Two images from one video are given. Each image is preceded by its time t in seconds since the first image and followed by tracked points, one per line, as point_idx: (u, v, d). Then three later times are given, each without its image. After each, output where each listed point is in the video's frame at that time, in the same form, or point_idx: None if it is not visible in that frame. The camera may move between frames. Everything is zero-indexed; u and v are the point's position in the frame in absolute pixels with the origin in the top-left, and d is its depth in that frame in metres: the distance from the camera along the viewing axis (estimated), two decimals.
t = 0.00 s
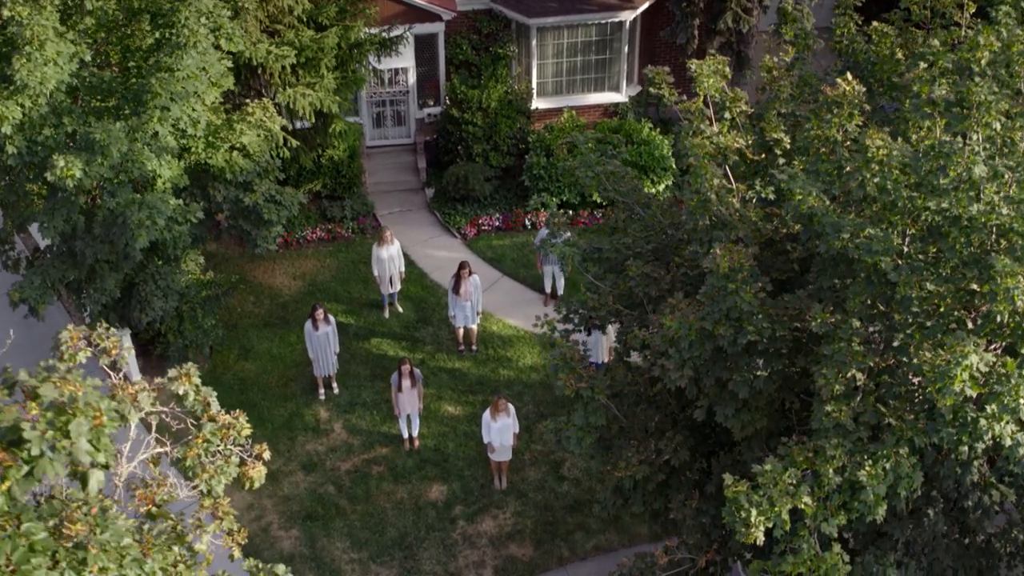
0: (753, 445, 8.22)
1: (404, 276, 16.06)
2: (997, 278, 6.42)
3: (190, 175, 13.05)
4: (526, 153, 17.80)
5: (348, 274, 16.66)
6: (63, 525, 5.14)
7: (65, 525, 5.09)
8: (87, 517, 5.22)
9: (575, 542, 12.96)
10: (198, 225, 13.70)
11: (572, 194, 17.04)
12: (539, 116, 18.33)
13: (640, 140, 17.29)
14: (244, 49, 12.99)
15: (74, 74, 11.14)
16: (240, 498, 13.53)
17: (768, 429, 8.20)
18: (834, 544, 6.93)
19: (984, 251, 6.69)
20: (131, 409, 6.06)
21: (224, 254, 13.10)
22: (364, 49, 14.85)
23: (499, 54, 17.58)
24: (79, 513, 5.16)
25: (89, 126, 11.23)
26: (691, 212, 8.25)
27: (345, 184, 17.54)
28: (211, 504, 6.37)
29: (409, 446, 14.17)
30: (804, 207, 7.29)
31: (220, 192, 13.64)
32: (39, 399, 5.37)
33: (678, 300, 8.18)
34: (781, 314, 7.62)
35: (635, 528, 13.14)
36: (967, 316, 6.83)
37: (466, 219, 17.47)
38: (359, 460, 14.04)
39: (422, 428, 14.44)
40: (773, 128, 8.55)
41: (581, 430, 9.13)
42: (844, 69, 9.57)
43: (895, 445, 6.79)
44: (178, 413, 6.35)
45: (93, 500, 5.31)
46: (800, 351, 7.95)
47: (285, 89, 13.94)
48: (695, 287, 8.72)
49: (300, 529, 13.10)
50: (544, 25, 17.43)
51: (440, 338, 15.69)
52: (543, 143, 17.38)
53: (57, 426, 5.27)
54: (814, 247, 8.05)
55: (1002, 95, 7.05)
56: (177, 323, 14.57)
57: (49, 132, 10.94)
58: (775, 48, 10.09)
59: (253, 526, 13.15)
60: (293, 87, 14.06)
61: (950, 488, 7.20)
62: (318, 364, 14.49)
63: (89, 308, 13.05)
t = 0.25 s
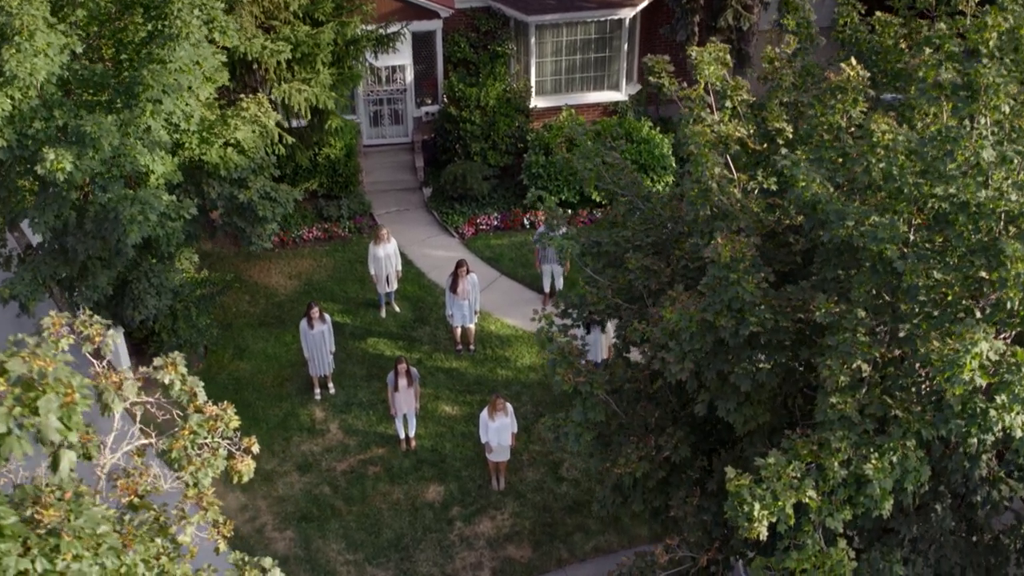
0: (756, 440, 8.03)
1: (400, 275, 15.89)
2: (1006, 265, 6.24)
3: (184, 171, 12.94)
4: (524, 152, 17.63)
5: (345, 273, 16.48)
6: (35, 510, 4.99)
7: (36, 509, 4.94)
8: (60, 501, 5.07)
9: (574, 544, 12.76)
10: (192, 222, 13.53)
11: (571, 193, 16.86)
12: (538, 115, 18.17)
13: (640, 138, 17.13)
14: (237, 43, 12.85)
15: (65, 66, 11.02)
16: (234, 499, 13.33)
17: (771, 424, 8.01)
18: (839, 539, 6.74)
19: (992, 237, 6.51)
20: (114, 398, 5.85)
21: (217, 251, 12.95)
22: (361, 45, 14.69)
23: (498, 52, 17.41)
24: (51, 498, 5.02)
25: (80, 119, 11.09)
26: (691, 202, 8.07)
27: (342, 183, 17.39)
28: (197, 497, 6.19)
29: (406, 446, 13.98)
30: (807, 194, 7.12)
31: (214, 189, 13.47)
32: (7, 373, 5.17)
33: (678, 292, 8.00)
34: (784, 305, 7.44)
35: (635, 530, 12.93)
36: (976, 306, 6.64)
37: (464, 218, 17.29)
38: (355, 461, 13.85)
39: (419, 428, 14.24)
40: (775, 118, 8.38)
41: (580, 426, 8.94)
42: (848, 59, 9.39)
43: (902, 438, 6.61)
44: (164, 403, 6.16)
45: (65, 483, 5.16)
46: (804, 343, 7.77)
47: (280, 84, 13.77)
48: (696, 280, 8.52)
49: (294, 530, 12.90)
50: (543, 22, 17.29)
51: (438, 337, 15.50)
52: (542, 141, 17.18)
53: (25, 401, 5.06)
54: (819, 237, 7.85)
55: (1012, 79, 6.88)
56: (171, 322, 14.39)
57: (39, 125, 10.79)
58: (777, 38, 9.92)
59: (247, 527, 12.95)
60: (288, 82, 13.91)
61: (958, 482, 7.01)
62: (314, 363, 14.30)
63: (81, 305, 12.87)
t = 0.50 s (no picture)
0: (759, 436, 7.84)
1: (397, 275, 15.70)
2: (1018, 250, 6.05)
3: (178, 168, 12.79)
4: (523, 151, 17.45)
5: (341, 273, 16.30)
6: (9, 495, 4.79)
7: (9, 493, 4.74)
8: (34, 487, 4.86)
9: (573, 546, 12.55)
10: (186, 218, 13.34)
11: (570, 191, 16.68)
12: (537, 114, 18.01)
13: (640, 137, 16.96)
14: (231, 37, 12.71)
15: (55, 58, 10.90)
16: (228, 500, 13.13)
17: (774, 419, 7.82)
18: (846, 535, 6.54)
19: (1003, 224, 6.32)
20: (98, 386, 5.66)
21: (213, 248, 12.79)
22: (357, 41, 14.52)
23: (496, 50, 17.25)
24: (23, 482, 4.81)
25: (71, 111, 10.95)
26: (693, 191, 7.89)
27: (338, 182, 17.26)
28: (183, 490, 6.00)
29: (402, 447, 13.78)
30: (811, 180, 6.94)
31: (208, 186, 13.29)
32: None
33: (679, 284, 7.81)
34: (788, 296, 7.26)
35: (635, 531, 12.73)
36: (986, 294, 6.45)
37: (462, 217, 17.12)
38: (350, 462, 13.65)
39: (416, 429, 14.04)
40: (778, 106, 8.19)
41: (578, 422, 8.75)
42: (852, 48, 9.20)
43: (910, 430, 6.42)
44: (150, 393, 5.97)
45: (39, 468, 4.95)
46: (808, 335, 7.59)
47: (275, 79, 13.62)
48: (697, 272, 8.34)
49: (289, 532, 12.69)
50: (542, 20, 17.14)
51: (435, 337, 15.30)
52: (541, 140, 16.98)
53: None
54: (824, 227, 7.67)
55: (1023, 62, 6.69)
56: (165, 321, 14.21)
57: (30, 118, 10.62)
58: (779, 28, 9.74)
59: (241, 529, 12.74)
60: (283, 78, 13.75)
61: (968, 477, 6.82)
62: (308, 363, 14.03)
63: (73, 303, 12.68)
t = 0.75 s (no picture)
0: (762, 430, 7.65)
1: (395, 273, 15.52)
2: None
3: (171, 163, 12.62)
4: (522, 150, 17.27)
5: (338, 272, 16.12)
6: None
7: None
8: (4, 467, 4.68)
9: (573, 547, 12.35)
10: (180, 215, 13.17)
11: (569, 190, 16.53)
12: (536, 112, 17.74)
13: (640, 135, 16.81)
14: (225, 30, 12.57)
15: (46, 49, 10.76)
16: (222, 500, 12.92)
17: (777, 413, 7.63)
18: (852, 529, 6.35)
19: (1014, 208, 6.13)
20: (80, 373, 5.50)
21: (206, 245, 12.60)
22: (354, 37, 14.34)
23: (494, 47, 17.09)
24: None
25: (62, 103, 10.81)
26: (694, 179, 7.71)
27: (335, 181, 17.07)
28: (169, 482, 5.83)
29: (399, 447, 13.58)
30: (816, 164, 6.77)
31: (203, 182, 13.12)
32: None
33: (680, 274, 7.63)
34: (792, 285, 7.08)
35: (635, 532, 12.53)
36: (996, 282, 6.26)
37: (460, 216, 16.94)
38: (346, 462, 13.45)
39: (413, 429, 13.85)
40: (780, 94, 8.02)
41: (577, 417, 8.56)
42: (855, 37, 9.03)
43: (918, 421, 6.23)
44: (133, 380, 5.80)
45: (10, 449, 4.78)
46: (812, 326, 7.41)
47: (270, 74, 13.45)
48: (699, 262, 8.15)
49: (284, 533, 12.49)
50: (541, 17, 17.01)
51: (433, 337, 15.11)
52: (539, 138, 16.80)
53: None
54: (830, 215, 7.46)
55: None
56: (159, 320, 14.02)
57: (20, 110, 10.49)
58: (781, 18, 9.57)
59: (235, 530, 12.54)
60: (279, 73, 13.59)
61: (977, 470, 6.63)
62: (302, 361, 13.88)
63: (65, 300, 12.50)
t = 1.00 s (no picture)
0: (764, 423, 7.47)
1: (391, 272, 15.34)
2: None
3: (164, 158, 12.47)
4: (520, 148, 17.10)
5: (334, 271, 15.93)
6: None
7: None
8: None
9: (571, 548, 12.14)
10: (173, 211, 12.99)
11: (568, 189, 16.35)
12: (534, 110, 17.53)
13: (640, 134, 16.64)
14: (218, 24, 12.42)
15: (35, 40, 10.62)
16: (215, 501, 12.72)
17: (780, 406, 7.45)
18: (858, 523, 6.16)
19: None
20: (59, 359, 5.32)
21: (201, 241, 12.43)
22: (350, 32, 14.15)
23: (492, 45, 16.94)
24: None
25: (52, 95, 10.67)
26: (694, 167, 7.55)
27: (332, 180, 16.88)
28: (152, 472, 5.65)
29: (395, 447, 13.38)
30: (819, 148, 6.61)
31: (196, 177, 12.94)
32: None
33: (680, 263, 7.45)
34: (795, 274, 6.90)
35: (635, 533, 12.33)
36: (1005, 268, 6.09)
37: (458, 215, 16.76)
38: (341, 462, 13.26)
39: (409, 428, 13.66)
40: (783, 81, 7.85)
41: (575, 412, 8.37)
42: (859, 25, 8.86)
43: (926, 410, 6.05)
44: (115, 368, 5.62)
45: None
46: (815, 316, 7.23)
47: (265, 68, 13.29)
48: (699, 253, 7.96)
49: (278, 534, 12.29)
50: (540, 14, 16.89)
51: (430, 336, 14.92)
52: (538, 136, 16.60)
53: None
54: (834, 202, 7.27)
55: None
56: (152, 318, 13.84)
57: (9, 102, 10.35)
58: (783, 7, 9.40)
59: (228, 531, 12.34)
60: (274, 67, 13.42)
61: (986, 463, 6.45)
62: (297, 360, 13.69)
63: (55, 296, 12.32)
